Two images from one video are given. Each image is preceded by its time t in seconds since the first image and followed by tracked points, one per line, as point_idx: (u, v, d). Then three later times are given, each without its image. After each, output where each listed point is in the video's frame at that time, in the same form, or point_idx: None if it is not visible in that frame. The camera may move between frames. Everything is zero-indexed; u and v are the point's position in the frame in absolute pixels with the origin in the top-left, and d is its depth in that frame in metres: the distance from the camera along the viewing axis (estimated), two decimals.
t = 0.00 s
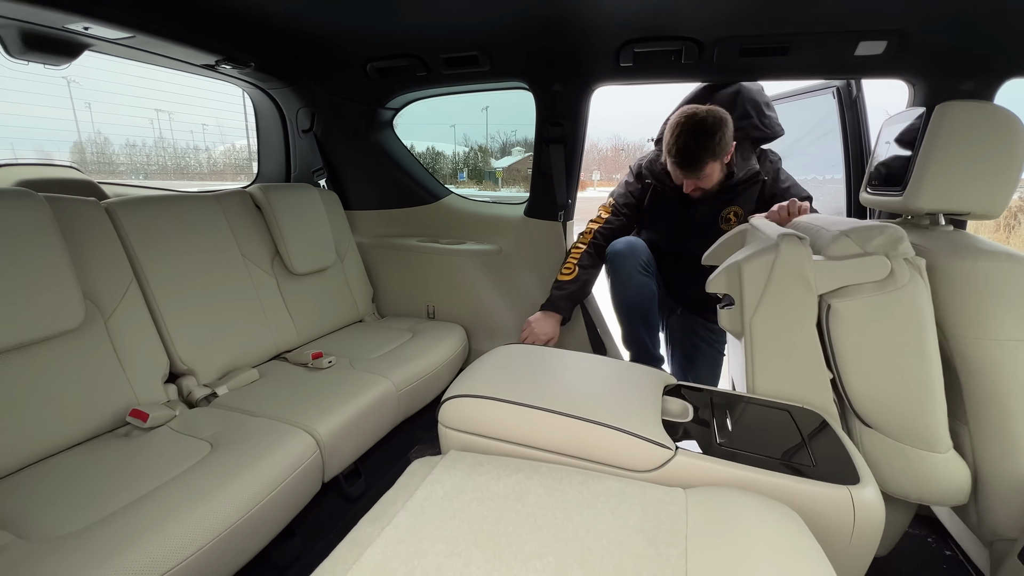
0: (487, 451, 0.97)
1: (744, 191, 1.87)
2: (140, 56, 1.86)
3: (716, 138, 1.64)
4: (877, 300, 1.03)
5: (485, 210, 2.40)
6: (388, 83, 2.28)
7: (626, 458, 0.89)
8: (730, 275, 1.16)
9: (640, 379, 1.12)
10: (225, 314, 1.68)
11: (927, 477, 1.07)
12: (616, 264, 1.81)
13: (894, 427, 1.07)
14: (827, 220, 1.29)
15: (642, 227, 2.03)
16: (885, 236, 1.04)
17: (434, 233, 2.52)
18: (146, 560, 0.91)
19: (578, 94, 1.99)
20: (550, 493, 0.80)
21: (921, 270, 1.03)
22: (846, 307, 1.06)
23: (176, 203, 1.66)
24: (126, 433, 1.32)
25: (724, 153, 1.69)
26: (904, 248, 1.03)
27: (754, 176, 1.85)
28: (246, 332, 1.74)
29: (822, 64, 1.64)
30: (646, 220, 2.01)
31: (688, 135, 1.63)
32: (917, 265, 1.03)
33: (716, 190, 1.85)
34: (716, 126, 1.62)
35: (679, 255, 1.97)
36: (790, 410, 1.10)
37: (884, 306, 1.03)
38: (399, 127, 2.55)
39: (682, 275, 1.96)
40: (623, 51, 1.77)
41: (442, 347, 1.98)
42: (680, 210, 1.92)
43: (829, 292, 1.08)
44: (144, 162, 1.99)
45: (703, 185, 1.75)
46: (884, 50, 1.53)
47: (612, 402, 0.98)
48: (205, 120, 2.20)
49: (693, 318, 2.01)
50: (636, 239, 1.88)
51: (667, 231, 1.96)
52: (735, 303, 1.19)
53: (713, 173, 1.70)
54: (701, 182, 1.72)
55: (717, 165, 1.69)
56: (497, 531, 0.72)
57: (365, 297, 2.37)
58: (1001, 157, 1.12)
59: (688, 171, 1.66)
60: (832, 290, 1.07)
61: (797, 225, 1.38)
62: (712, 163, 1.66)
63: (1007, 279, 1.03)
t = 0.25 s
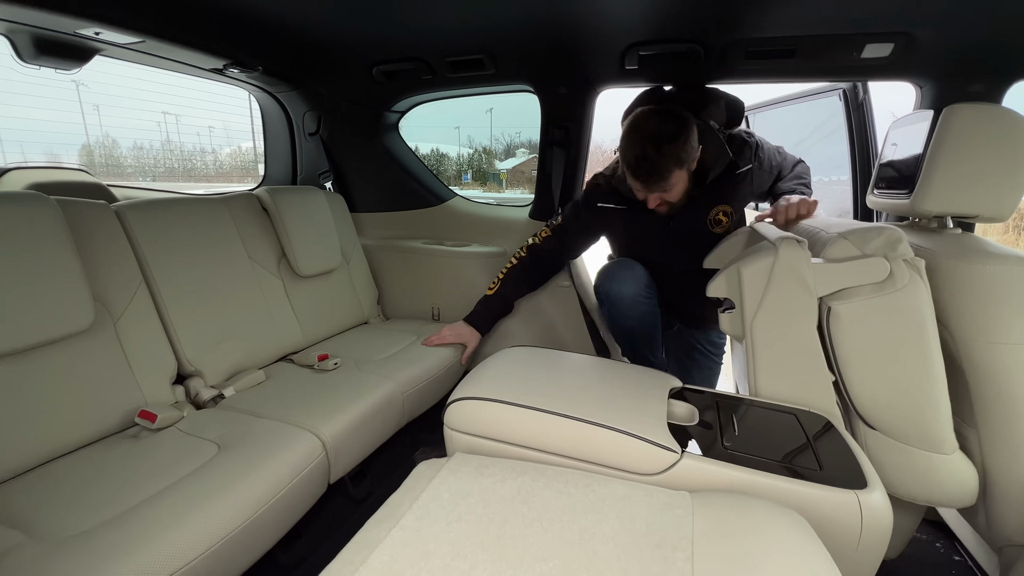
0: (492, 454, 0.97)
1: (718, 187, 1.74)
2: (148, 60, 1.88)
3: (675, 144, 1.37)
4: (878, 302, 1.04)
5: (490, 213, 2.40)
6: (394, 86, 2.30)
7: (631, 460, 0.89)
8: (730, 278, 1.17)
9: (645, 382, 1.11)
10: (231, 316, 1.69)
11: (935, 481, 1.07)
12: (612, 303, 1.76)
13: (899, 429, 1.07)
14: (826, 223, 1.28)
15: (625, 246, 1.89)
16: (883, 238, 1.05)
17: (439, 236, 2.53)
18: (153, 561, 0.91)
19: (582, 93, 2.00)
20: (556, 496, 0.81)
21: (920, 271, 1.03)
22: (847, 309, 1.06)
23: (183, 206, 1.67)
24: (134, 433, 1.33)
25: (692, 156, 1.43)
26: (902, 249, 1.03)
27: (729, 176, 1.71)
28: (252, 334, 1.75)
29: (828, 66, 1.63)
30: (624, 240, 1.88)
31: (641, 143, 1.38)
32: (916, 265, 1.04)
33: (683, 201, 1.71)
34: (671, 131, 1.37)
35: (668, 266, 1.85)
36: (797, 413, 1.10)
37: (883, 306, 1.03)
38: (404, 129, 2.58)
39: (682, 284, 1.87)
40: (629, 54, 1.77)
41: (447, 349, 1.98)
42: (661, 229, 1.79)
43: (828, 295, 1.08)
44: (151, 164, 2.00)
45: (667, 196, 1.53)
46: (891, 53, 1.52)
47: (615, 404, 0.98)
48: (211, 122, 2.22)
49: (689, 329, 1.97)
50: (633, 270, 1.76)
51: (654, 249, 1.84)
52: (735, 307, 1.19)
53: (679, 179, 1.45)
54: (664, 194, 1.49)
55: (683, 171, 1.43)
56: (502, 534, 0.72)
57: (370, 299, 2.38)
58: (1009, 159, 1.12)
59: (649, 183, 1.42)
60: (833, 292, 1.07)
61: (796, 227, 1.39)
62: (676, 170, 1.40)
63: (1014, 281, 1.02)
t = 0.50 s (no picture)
0: (496, 456, 0.98)
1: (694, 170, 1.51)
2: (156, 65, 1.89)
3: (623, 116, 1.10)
4: (884, 305, 1.04)
5: (495, 215, 2.41)
6: (399, 89, 2.31)
7: (637, 464, 0.89)
8: (737, 282, 1.17)
9: (650, 385, 1.12)
10: (238, 318, 1.71)
11: (940, 484, 1.06)
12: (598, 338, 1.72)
13: (909, 432, 1.06)
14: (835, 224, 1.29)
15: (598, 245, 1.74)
16: (892, 241, 1.04)
17: (445, 238, 2.55)
18: (159, 563, 0.92)
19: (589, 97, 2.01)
20: (561, 499, 0.81)
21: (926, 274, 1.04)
22: (854, 312, 1.05)
23: (191, 208, 1.69)
24: (142, 435, 1.35)
25: (653, 140, 1.18)
26: (912, 253, 1.02)
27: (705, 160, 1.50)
28: (258, 336, 1.76)
29: (833, 69, 1.63)
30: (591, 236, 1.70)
31: (589, 117, 1.11)
32: (926, 270, 1.04)
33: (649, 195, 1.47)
34: (624, 101, 1.10)
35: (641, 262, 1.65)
36: (802, 415, 1.10)
37: (892, 310, 1.03)
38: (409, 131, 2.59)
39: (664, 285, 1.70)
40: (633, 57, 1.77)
41: (451, 351, 1.99)
42: (629, 228, 1.58)
43: (834, 298, 1.08)
44: (159, 166, 2.02)
45: (622, 189, 1.26)
46: (896, 55, 1.52)
47: (620, 407, 0.99)
48: (217, 124, 2.23)
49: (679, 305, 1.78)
50: (612, 303, 1.68)
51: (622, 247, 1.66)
52: (742, 309, 1.19)
53: (636, 168, 1.21)
54: (618, 185, 1.23)
55: (641, 158, 1.18)
56: (507, 536, 0.73)
57: (375, 301, 2.39)
58: (1015, 160, 1.11)
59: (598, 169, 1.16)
60: (840, 295, 1.06)
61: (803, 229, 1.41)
62: (633, 154, 1.15)
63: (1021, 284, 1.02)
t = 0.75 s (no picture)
0: (498, 459, 0.98)
1: (658, 150, 1.40)
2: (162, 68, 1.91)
3: (565, 63, 0.97)
4: (891, 307, 1.03)
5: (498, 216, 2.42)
6: (402, 91, 2.32)
7: (639, 467, 0.89)
8: (740, 282, 1.15)
9: (653, 386, 1.11)
10: (241, 319, 1.71)
11: (946, 488, 1.06)
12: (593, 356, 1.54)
13: (918, 436, 1.05)
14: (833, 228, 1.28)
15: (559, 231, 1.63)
16: (897, 242, 1.04)
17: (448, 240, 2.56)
18: (162, 564, 0.92)
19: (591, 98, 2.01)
20: (563, 502, 0.81)
21: (931, 276, 1.03)
22: (858, 314, 1.05)
23: (195, 210, 1.70)
24: (146, 435, 1.35)
25: (602, 94, 1.05)
26: (915, 255, 1.03)
27: (667, 143, 1.39)
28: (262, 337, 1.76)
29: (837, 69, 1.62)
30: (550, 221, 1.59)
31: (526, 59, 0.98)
32: (928, 270, 1.04)
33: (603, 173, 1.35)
34: (564, 43, 0.98)
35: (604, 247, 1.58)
36: (806, 418, 1.09)
37: (899, 312, 1.02)
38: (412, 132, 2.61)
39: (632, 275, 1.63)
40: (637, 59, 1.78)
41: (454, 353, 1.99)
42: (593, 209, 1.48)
43: (838, 300, 1.07)
44: (164, 167, 2.02)
45: (569, 153, 1.10)
46: (901, 55, 1.51)
47: (622, 409, 0.98)
48: (221, 125, 2.24)
49: (672, 285, 1.68)
50: (605, 330, 1.50)
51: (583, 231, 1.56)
52: (745, 312, 1.18)
53: (584, 129, 1.06)
54: (561, 147, 1.08)
55: (589, 113, 1.04)
56: (509, 539, 0.73)
57: (379, 303, 2.39)
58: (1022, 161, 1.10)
59: (535, 121, 1.01)
60: (843, 297, 1.06)
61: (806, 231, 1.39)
62: (578, 107, 1.01)
63: None
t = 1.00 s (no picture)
0: (501, 459, 0.98)
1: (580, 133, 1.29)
2: (168, 70, 1.92)
3: (472, 37, 0.96)
4: (894, 308, 1.03)
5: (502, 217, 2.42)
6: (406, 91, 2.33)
7: (642, 467, 0.89)
8: (742, 282, 1.15)
9: (657, 387, 1.11)
10: (246, 318, 1.72)
11: (952, 490, 1.05)
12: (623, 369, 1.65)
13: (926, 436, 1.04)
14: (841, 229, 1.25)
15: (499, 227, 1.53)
16: (900, 242, 1.04)
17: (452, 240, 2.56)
18: (167, 563, 0.92)
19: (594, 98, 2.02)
20: (566, 502, 0.81)
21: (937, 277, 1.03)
22: (862, 314, 1.05)
23: (200, 210, 1.71)
24: (151, 435, 1.36)
25: (514, 68, 1.03)
26: (919, 256, 1.02)
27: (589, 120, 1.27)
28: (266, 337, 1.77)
29: (842, 69, 1.62)
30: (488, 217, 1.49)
31: (426, 32, 0.97)
32: (931, 270, 1.03)
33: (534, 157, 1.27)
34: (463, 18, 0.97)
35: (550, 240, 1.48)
36: (810, 419, 1.09)
37: (904, 314, 1.02)
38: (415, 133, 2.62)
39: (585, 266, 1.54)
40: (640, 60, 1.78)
41: (457, 353, 1.99)
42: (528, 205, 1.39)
43: (842, 301, 1.07)
44: (168, 167, 2.03)
45: (491, 131, 1.08)
46: (907, 54, 1.50)
47: (625, 409, 0.98)
48: (225, 125, 2.25)
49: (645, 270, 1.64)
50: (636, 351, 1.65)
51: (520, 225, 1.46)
52: (748, 312, 1.18)
53: (502, 104, 1.03)
54: (480, 124, 1.05)
55: (503, 87, 1.02)
56: (512, 539, 0.73)
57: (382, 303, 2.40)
58: None
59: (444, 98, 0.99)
60: (847, 298, 1.06)
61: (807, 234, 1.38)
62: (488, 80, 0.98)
63: None
